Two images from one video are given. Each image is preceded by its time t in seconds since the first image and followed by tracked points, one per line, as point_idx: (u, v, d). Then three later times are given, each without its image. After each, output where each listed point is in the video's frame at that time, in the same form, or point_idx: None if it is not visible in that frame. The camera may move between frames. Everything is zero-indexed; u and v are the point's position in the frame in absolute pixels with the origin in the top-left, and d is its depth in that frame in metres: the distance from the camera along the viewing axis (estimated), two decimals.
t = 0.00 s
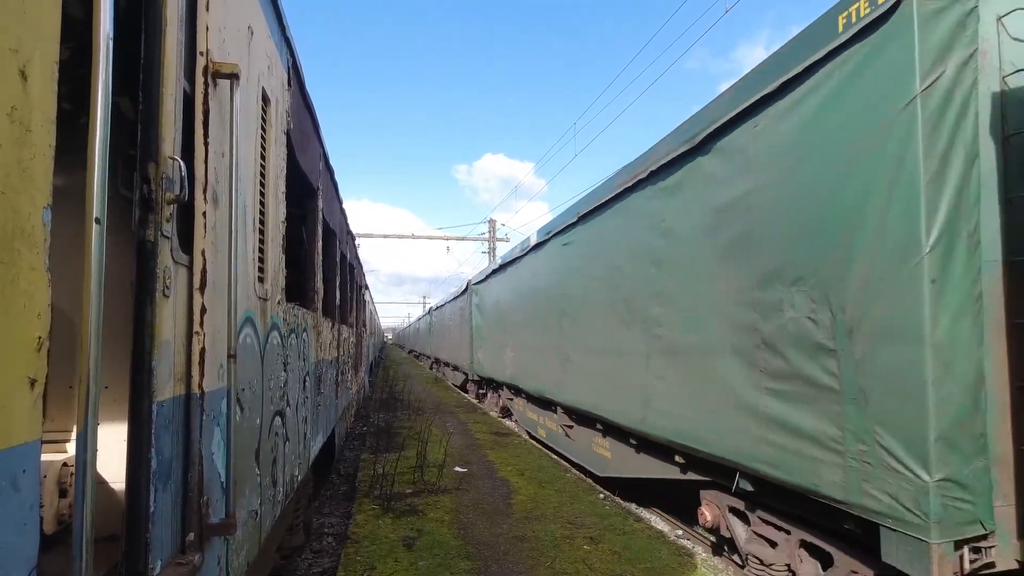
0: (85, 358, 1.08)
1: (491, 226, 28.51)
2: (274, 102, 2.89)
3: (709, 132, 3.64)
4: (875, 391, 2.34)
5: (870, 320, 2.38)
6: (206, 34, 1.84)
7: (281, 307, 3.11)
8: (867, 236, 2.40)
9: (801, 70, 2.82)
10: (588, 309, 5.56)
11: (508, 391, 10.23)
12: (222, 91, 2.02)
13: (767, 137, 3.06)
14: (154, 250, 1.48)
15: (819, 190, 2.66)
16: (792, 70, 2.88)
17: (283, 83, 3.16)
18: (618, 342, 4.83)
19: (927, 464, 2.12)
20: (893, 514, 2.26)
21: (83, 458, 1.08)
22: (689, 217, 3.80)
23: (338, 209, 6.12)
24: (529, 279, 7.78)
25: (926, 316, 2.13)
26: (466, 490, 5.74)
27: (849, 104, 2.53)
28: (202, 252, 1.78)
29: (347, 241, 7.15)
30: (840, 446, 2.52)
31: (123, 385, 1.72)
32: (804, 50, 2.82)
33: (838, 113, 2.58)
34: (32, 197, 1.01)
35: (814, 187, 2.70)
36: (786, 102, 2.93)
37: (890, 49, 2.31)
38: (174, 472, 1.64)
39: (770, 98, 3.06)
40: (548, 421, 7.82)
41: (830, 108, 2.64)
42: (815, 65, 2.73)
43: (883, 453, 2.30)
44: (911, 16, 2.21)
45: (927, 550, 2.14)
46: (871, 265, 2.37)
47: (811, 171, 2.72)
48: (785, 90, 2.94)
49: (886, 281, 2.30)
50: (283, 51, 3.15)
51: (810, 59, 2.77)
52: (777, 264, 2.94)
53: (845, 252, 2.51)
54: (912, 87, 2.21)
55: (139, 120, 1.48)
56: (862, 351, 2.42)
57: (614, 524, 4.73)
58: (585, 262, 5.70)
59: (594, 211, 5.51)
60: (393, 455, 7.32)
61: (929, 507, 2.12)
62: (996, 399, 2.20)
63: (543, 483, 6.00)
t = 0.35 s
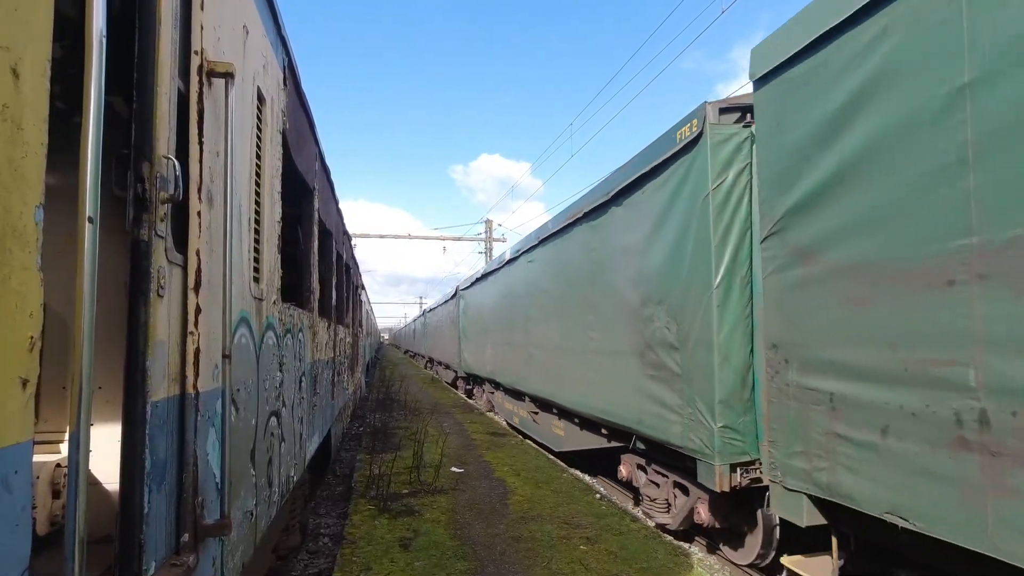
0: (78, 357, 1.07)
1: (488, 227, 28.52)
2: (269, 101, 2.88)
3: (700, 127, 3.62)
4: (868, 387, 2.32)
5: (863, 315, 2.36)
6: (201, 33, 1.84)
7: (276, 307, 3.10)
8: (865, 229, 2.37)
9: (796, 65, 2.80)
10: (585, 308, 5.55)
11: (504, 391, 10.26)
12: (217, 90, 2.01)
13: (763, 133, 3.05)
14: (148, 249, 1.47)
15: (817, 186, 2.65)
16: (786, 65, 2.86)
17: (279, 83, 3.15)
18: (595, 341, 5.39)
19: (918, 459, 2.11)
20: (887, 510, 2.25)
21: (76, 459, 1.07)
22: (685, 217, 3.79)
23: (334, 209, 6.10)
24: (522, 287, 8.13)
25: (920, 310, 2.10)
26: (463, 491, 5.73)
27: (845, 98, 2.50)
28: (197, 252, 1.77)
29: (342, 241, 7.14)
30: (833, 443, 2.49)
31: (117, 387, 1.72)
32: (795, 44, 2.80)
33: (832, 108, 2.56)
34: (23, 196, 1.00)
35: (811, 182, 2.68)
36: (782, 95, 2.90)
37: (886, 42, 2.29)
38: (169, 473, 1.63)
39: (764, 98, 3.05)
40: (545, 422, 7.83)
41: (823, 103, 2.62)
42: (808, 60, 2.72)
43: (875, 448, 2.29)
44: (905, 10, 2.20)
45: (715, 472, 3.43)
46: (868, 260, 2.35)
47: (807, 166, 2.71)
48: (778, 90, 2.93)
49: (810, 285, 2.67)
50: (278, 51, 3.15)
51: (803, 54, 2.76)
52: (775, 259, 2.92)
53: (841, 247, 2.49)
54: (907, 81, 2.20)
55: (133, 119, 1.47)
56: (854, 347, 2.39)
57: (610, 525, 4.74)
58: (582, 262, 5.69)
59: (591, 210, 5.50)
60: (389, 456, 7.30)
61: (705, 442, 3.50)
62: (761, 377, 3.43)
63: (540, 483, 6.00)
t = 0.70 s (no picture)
0: (75, 356, 1.07)
1: (486, 226, 28.49)
2: (268, 101, 2.87)
3: (691, 126, 3.61)
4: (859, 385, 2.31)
5: (853, 312, 2.34)
6: (200, 33, 1.83)
7: (276, 307, 3.09)
8: (853, 225, 2.36)
9: (783, 61, 2.78)
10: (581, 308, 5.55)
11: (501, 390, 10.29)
12: (216, 90, 2.01)
13: (751, 129, 3.03)
14: (147, 249, 1.46)
15: (805, 183, 2.63)
16: (774, 61, 2.84)
17: (278, 82, 3.14)
18: (559, 342, 6.23)
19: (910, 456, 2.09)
20: (879, 509, 2.23)
21: (75, 459, 1.07)
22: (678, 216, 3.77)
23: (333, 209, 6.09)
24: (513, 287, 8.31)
25: (910, 308, 2.09)
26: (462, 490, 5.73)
27: (834, 94, 2.49)
28: (196, 252, 1.76)
29: (340, 241, 7.12)
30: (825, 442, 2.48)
31: (116, 386, 1.71)
32: (787, 42, 2.78)
33: (821, 105, 2.55)
34: (21, 196, 1.00)
35: (798, 179, 2.67)
36: (771, 92, 2.89)
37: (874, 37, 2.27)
38: (168, 473, 1.62)
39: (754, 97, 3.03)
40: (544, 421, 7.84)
41: (812, 99, 2.60)
42: (796, 56, 2.70)
43: (868, 446, 2.27)
44: (895, 4, 2.18)
45: (624, 435, 4.48)
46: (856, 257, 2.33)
47: (796, 163, 2.69)
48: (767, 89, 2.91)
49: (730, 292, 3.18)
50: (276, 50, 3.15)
51: (790, 50, 2.74)
52: (762, 256, 2.90)
53: (831, 246, 2.47)
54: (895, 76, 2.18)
55: (132, 118, 1.47)
56: (844, 344, 2.38)
57: (609, 524, 4.74)
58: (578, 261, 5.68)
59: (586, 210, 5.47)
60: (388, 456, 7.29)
61: (619, 414, 4.56)
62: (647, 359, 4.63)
63: (540, 482, 6.00)
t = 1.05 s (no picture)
0: (76, 355, 1.07)
1: (485, 226, 28.50)
2: (267, 101, 2.86)
3: (691, 125, 3.61)
4: (863, 384, 2.29)
5: (856, 310, 2.33)
6: (199, 33, 1.83)
7: (276, 307, 3.09)
8: (855, 223, 2.34)
9: (787, 57, 2.76)
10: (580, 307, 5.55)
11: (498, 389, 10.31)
12: (215, 90, 2.01)
13: (754, 128, 3.02)
14: (146, 249, 1.46)
15: (808, 181, 2.61)
16: (777, 59, 2.84)
17: (277, 82, 3.13)
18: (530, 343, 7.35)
19: (913, 457, 2.08)
20: (882, 508, 2.23)
21: (75, 459, 1.07)
22: (673, 215, 3.78)
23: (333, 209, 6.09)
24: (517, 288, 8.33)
25: (914, 308, 2.07)
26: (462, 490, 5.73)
27: (837, 91, 2.47)
28: (195, 252, 1.76)
29: (340, 240, 7.11)
30: (826, 441, 2.46)
31: (116, 387, 1.72)
32: (787, 41, 2.78)
33: (825, 101, 2.53)
34: (20, 197, 1.00)
35: (801, 177, 2.65)
36: (773, 89, 2.87)
37: (879, 33, 2.26)
38: (167, 472, 1.62)
39: (753, 94, 3.03)
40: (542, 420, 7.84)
41: (815, 96, 2.59)
42: (800, 51, 2.68)
43: (868, 446, 2.26)
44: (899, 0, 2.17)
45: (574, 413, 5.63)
46: (859, 255, 2.32)
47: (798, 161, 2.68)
48: (767, 84, 2.92)
49: (724, 290, 3.19)
50: (277, 50, 3.15)
51: (796, 46, 2.72)
52: (764, 254, 2.89)
53: (830, 245, 2.47)
54: (900, 73, 2.17)
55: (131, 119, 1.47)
56: (848, 343, 2.36)
57: (609, 523, 4.74)
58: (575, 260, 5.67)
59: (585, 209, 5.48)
60: (388, 455, 7.29)
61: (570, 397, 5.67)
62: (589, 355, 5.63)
63: (540, 482, 6.00)
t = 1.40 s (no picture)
0: (73, 354, 1.07)
1: (484, 226, 28.49)
2: (265, 100, 2.86)
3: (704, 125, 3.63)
4: (879, 384, 2.31)
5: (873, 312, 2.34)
6: (197, 32, 1.83)
7: (273, 307, 3.09)
8: (873, 225, 2.35)
9: (803, 56, 2.78)
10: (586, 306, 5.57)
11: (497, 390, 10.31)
12: (213, 89, 2.00)
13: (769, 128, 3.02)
14: (143, 249, 1.46)
15: (825, 183, 2.62)
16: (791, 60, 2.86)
17: (274, 81, 3.13)
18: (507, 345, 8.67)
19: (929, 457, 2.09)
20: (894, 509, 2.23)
21: (71, 460, 1.07)
22: (687, 214, 3.80)
23: (334, 207, 6.09)
24: (515, 292, 8.38)
25: (932, 310, 2.09)
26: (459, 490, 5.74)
27: (855, 92, 2.48)
28: (193, 251, 1.76)
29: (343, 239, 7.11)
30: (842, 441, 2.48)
31: (113, 387, 1.71)
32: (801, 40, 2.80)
33: (842, 103, 2.54)
34: (17, 196, 1.00)
35: (817, 177, 2.66)
36: (789, 90, 2.88)
37: (898, 36, 2.27)
38: (165, 472, 1.62)
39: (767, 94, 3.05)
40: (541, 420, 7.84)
41: (832, 98, 2.59)
42: (815, 50, 2.70)
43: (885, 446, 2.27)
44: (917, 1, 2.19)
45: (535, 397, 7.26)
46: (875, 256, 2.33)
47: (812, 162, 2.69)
48: (781, 84, 2.94)
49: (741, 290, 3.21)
50: (274, 49, 3.14)
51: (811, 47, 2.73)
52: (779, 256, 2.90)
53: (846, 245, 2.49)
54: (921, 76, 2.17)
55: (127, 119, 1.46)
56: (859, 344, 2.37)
57: (607, 523, 4.74)
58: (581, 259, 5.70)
59: (592, 207, 5.50)
60: (387, 454, 7.29)
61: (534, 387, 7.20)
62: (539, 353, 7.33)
63: (537, 482, 6.00)
